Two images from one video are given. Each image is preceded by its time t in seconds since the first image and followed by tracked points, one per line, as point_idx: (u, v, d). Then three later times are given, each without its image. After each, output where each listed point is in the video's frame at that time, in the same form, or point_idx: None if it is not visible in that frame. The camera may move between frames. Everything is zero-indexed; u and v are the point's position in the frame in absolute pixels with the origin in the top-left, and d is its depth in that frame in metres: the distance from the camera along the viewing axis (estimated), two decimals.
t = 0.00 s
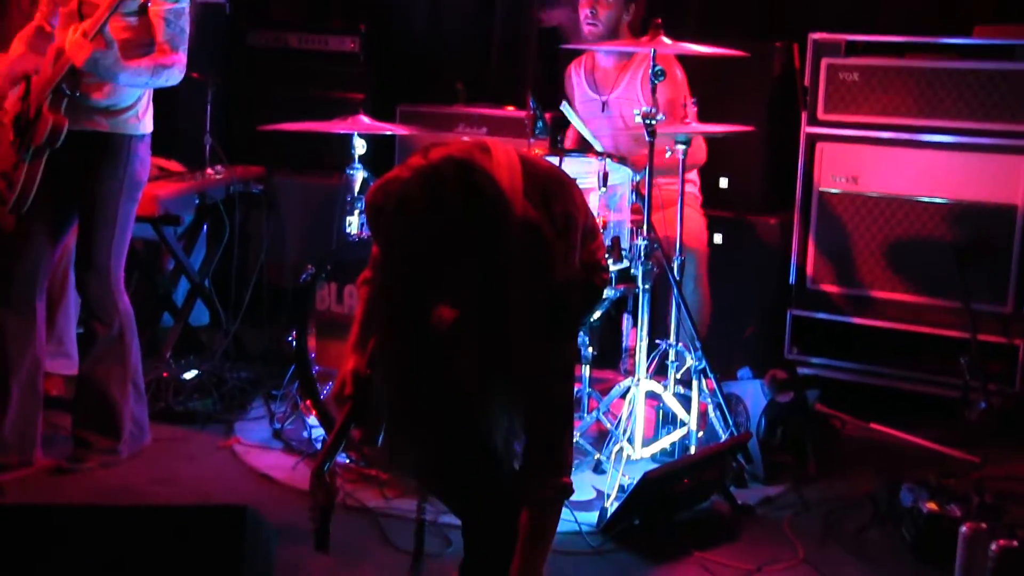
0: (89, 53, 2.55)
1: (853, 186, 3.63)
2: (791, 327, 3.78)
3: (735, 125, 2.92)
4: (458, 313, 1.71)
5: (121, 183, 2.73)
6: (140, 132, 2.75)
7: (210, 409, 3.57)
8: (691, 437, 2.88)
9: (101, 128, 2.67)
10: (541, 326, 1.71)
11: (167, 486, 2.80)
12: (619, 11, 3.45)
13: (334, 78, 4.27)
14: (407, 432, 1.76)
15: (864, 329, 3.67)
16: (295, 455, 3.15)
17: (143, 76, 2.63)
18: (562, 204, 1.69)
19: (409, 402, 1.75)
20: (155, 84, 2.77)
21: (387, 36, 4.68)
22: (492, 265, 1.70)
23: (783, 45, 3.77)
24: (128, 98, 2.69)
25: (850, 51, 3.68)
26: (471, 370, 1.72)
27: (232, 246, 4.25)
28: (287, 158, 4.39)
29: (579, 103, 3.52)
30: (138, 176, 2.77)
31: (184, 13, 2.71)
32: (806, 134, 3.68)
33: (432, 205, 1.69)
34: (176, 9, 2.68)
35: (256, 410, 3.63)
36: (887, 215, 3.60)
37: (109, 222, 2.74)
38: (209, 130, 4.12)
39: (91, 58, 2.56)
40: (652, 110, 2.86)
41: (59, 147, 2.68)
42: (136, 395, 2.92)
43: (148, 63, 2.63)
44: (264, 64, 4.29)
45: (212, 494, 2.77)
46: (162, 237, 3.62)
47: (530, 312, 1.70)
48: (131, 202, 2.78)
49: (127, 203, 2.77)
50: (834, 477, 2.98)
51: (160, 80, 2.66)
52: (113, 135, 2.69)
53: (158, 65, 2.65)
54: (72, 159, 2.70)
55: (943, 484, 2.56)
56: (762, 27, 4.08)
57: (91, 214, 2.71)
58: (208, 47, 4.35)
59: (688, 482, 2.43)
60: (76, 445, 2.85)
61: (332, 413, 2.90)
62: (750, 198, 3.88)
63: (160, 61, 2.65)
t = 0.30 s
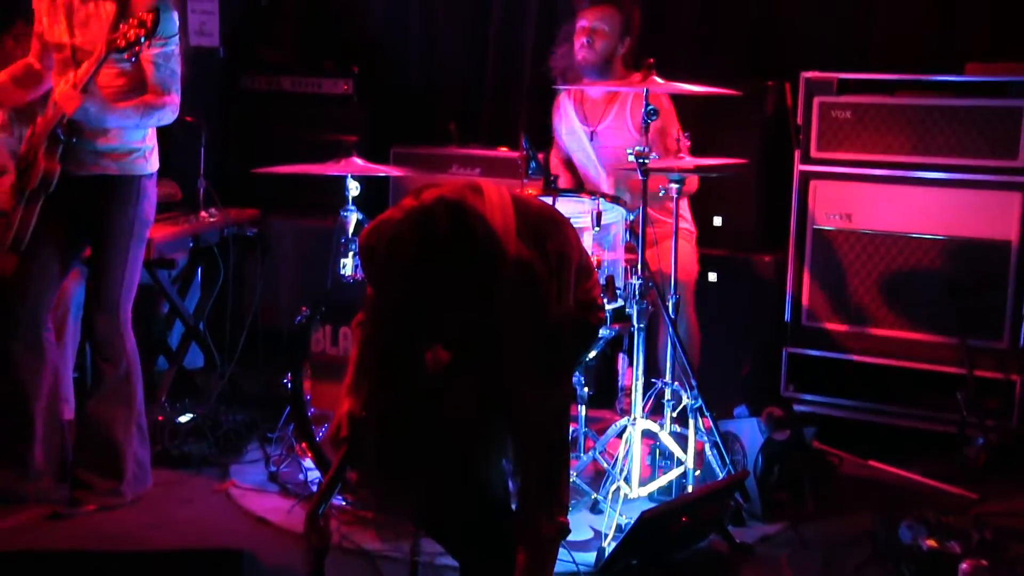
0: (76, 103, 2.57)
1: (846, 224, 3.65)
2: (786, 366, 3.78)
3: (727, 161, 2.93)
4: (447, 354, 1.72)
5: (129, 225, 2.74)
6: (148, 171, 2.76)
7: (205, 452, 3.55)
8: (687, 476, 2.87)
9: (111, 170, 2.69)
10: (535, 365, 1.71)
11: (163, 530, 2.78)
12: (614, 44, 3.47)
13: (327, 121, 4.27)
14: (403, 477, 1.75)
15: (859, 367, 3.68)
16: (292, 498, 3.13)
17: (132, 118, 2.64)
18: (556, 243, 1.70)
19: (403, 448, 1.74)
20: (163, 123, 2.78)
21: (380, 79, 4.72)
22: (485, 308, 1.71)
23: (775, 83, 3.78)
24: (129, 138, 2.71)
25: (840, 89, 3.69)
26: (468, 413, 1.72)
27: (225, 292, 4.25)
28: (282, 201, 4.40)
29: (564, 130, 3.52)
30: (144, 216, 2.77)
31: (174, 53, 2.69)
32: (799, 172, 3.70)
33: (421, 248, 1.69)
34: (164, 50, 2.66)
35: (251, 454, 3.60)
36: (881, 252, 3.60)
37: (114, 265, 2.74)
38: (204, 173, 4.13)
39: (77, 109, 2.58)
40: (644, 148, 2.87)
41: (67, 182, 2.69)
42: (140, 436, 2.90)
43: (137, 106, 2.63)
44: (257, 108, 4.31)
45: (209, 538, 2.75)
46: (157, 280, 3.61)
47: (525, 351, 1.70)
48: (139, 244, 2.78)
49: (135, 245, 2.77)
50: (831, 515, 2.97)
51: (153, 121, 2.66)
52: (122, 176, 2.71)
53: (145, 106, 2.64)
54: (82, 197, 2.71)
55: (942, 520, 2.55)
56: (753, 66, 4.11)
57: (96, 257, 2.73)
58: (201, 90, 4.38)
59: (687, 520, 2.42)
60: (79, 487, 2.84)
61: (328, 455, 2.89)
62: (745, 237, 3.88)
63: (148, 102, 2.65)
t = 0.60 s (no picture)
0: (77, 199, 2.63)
1: (852, 246, 3.64)
2: (795, 388, 3.77)
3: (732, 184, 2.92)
4: (453, 379, 1.70)
5: (146, 279, 2.72)
6: (170, 230, 2.77)
7: (210, 479, 3.53)
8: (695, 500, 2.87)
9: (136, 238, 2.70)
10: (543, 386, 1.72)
11: (167, 558, 2.76)
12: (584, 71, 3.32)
13: (332, 145, 4.28)
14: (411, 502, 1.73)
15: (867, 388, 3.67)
16: (298, 524, 3.11)
17: (136, 200, 2.66)
18: (560, 267, 1.72)
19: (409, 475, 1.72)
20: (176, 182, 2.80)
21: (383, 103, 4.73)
22: (492, 333, 1.68)
23: (779, 105, 3.77)
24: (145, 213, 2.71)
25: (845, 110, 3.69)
26: (475, 437, 1.71)
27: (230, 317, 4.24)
28: (286, 226, 4.39)
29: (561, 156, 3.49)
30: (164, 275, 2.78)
31: (169, 123, 2.70)
32: (804, 194, 3.69)
33: (426, 273, 1.68)
34: (159, 125, 2.67)
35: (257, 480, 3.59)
36: (888, 274, 3.59)
37: (114, 327, 2.70)
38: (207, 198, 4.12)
39: (77, 203, 2.64)
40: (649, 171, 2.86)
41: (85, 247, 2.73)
42: (131, 469, 2.90)
43: (138, 187, 2.66)
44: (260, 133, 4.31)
45: (213, 565, 2.73)
46: (161, 306, 3.60)
47: (532, 374, 1.70)
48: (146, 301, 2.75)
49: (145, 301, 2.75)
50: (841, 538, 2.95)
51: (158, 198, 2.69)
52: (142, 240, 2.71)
53: (148, 185, 2.66)
54: (96, 259, 2.72)
55: (954, 544, 2.53)
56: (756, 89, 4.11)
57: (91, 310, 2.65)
58: (205, 116, 4.39)
59: (695, 544, 2.40)
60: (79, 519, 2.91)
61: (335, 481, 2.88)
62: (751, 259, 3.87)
63: (148, 180, 2.67)
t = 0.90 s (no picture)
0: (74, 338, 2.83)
1: (864, 275, 3.62)
2: (807, 419, 3.75)
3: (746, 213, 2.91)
4: (468, 407, 1.69)
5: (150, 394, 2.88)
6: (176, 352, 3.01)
7: (219, 507, 3.52)
8: (708, 531, 2.84)
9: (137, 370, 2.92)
10: (556, 415, 1.71)
11: None
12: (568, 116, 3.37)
13: (342, 174, 4.27)
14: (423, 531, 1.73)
15: (880, 419, 3.64)
16: (307, 553, 3.10)
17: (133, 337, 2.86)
18: (575, 296, 1.70)
19: (423, 502, 1.72)
20: (180, 309, 3.01)
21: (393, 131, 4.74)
22: (506, 363, 1.67)
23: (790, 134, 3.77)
24: (146, 343, 2.93)
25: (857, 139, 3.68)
26: (486, 466, 1.69)
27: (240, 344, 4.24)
28: (296, 253, 4.38)
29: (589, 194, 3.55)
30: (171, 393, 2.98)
31: (168, 259, 2.90)
32: (816, 223, 3.68)
33: (439, 302, 1.66)
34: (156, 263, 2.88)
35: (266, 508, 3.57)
36: (901, 304, 3.57)
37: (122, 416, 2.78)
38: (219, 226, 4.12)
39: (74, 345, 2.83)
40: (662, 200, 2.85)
41: (92, 361, 2.95)
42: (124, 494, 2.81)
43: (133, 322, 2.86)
44: (270, 161, 4.32)
45: None
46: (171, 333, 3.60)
47: (544, 404, 1.69)
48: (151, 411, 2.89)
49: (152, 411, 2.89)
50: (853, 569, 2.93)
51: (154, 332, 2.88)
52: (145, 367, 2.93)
53: (146, 322, 2.87)
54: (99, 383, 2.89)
55: None
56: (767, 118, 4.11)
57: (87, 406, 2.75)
58: (216, 145, 4.37)
59: None
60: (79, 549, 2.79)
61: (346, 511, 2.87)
62: (763, 288, 3.85)
63: (144, 316, 2.87)
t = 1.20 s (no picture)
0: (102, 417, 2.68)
1: (894, 300, 3.61)
2: (836, 444, 3.74)
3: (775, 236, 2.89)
4: (497, 431, 1.69)
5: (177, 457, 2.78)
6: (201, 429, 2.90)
7: (247, 530, 3.51)
8: (737, 557, 2.82)
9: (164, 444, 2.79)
10: (585, 440, 1.70)
11: None
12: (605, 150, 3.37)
13: (371, 198, 4.30)
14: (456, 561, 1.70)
15: (910, 444, 3.62)
16: None
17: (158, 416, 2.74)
18: (605, 320, 1.69)
19: (451, 530, 1.70)
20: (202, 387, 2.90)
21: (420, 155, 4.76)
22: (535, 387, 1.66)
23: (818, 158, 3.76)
24: (169, 422, 2.81)
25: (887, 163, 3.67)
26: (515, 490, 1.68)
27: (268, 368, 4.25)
28: (323, 277, 4.38)
29: (626, 220, 3.60)
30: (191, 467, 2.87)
31: (194, 341, 2.81)
32: (845, 247, 3.67)
33: (470, 327, 1.66)
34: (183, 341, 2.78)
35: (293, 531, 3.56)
36: (931, 329, 3.55)
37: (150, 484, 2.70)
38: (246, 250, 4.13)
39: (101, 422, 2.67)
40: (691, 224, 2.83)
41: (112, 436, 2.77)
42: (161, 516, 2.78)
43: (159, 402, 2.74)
44: (297, 185, 4.34)
45: None
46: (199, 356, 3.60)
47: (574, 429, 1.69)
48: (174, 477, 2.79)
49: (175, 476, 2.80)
50: None
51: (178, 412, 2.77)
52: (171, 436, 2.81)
53: (170, 403, 2.75)
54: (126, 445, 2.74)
55: None
56: (795, 143, 4.10)
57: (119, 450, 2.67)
58: (245, 170, 4.39)
59: None
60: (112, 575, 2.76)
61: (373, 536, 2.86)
62: (790, 313, 3.83)
63: (170, 397, 2.76)
